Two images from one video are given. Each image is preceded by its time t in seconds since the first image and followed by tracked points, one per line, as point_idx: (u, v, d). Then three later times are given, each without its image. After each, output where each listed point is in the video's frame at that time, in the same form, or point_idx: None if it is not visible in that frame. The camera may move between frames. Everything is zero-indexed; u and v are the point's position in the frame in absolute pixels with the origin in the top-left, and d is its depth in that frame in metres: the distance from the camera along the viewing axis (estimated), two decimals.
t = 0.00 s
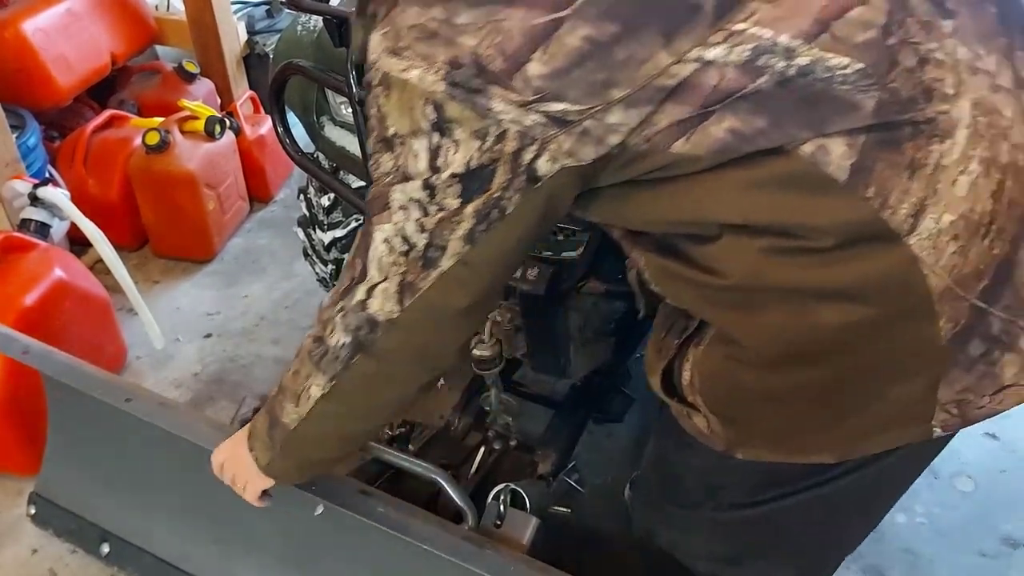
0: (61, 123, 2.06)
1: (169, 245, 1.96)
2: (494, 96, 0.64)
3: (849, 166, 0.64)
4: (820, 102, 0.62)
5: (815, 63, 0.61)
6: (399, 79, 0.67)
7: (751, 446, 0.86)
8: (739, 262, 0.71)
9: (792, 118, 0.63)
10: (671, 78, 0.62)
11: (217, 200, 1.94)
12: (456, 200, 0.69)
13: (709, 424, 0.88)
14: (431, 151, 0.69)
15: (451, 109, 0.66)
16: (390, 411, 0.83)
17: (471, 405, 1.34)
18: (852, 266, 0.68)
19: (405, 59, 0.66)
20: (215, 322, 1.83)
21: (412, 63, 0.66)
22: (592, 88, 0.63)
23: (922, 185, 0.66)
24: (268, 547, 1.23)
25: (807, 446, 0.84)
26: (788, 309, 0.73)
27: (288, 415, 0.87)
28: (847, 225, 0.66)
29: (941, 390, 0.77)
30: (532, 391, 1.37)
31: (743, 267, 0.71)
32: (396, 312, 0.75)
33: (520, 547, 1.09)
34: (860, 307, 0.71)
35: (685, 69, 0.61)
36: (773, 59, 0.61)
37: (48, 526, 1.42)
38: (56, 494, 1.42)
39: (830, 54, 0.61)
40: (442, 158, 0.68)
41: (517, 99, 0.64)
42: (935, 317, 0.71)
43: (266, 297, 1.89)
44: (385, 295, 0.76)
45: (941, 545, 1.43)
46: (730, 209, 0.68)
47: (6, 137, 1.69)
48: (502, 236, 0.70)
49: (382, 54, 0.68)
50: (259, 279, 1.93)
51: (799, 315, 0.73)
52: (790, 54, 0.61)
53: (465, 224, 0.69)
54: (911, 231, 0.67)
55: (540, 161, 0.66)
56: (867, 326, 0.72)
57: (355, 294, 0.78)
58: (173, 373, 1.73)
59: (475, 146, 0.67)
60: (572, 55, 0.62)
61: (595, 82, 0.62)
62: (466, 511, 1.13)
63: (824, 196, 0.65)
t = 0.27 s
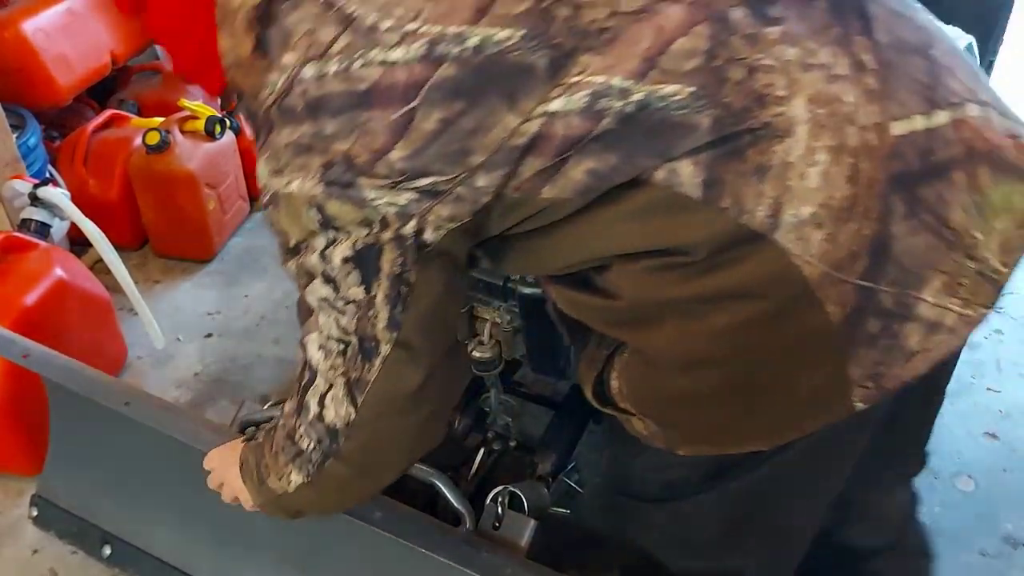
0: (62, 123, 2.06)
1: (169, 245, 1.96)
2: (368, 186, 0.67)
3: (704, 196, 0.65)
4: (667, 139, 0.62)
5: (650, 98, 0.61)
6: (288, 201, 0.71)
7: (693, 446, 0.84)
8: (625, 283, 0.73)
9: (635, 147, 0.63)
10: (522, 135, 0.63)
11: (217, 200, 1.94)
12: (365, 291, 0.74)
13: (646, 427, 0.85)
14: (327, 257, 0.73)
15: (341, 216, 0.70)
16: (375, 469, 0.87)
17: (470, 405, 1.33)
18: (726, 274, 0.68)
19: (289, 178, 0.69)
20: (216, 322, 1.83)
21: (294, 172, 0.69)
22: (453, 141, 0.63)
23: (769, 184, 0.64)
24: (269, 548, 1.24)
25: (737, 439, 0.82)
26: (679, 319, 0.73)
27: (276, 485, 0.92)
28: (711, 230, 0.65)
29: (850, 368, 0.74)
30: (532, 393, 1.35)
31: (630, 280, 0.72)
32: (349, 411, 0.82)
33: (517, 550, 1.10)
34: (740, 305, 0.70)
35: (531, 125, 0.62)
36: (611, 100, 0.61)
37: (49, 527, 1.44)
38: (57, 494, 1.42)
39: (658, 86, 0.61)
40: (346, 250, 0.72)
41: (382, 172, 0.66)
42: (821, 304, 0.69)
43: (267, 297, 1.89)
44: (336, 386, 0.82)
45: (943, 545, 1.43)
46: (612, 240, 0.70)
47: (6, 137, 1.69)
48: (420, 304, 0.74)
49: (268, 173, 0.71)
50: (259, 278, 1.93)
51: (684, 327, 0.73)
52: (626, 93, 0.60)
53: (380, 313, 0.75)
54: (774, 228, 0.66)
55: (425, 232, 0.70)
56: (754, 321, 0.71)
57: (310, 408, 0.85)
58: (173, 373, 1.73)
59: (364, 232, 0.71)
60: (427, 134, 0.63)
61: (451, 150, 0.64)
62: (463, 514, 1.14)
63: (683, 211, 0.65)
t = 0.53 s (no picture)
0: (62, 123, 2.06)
1: (168, 245, 1.96)
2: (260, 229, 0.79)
3: (565, 202, 0.72)
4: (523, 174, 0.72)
5: (357, 101, 0.74)
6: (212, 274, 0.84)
7: (615, 422, 0.85)
8: (523, 279, 0.78)
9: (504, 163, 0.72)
10: (397, 171, 0.73)
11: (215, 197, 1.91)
12: (280, 319, 0.86)
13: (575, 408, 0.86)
14: (246, 306, 0.86)
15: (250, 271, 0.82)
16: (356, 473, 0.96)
17: (469, 407, 1.35)
18: (599, 257, 0.73)
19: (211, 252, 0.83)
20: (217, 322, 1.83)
21: (217, 242, 0.82)
22: (330, 176, 0.75)
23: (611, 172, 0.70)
24: (268, 549, 1.24)
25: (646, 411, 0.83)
26: (564, 304, 0.77)
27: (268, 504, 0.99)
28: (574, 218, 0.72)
29: (736, 331, 0.76)
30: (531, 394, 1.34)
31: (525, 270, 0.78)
32: (307, 433, 0.92)
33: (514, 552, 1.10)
34: (623, 280, 0.74)
35: (404, 160, 0.73)
36: (471, 129, 0.71)
37: (50, 529, 1.44)
38: (59, 495, 1.42)
39: (507, 105, 0.70)
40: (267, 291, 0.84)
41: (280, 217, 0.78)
42: (686, 273, 0.73)
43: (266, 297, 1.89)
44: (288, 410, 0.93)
45: (943, 545, 1.43)
46: (495, 253, 0.78)
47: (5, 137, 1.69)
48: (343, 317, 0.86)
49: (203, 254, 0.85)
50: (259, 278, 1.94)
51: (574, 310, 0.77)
52: (482, 120, 0.70)
53: (311, 323, 0.85)
54: (629, 211, 0.71)
55: (332, 261, 0.80)
56: (636, 296, 0.74)
57: (272, 437, 0.95)
58: (173, 373, 1.73)
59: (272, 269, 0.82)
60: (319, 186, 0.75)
61: (350, 184, 0.74)
62: (462, 517, 1.14)
63: (533, 203, 0.73)
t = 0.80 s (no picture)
0: (61, 123, 2.06)
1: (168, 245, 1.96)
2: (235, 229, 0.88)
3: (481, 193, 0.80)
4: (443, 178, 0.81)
5: (295, 123, 0.84)
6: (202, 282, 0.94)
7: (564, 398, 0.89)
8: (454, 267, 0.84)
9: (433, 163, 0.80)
10: (332, 180, 0.81)
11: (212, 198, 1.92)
12: (253, 296, 0.92)
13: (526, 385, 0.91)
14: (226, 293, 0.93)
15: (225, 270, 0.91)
16: (329, 451, 0.99)
17: (468, 407, 1.36)
18: (516, 240, 0.81)
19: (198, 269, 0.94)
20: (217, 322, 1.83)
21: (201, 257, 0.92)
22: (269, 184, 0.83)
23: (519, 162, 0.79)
24: (268, 548, 1.24)
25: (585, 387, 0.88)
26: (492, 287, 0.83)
27: (259, 483, 1.02)
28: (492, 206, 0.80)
29: (651, 302, 0.82)
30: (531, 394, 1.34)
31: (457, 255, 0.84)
32: (291, 382, 0.94)
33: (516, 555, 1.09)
34: (540, 258, 0.80)
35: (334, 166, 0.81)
36: (394, 137, 0.79)
37: (50, 528, 1.44)
38: (59, 496, 1.42)
39: (423, 111, 0.79)
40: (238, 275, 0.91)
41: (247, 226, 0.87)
42: (592, 249, 0.79)
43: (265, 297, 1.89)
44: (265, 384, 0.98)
45: (942, 544, 1.43)
46: (434, 238, 0.84)
47: (5, 137, 1.69)
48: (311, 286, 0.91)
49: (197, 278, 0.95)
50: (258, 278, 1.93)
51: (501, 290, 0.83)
52: (404, 127, 0.79)
53: (285, 286, 0.91)
54: (534, 194, 0.79)
55: (298, 245, 0.88)
56: (554, 269, 0.80)
57: (258, 396, 0.99)
58: (173, 372, 1.73)
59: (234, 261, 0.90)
60: (266, 196, 0.83)
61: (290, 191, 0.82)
62: (461, 519, 1.14)
63: (454, 195, 0.81)
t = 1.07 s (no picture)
0: (61, 122, 2.06)
1: (168, 245, 1.96)
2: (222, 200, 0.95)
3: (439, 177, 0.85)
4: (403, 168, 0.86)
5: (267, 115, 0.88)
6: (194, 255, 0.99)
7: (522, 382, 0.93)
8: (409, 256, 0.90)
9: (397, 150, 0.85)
10: (298, 168, 0.87)
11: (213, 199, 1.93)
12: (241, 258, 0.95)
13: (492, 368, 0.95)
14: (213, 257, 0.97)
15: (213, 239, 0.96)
16: (319, 418, 0.97)
17: (469, 407, 1.36)
18: (463, 229, 0.86)
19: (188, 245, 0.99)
20: (217, 322, 1.83)
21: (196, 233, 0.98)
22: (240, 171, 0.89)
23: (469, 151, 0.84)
24: (267, 548, 1.24)
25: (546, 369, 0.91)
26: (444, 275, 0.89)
27: (255, 457, 1.02)
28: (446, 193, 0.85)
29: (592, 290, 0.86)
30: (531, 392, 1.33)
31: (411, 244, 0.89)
32: (275, 313, 0.95)
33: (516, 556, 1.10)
34: (483, 245, 0.86)
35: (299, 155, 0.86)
36: (356, 129, 0.84)
37: (52, 530, 1.44)
38: (59, 496, 1.42)
39: (383, 105, 0.84)
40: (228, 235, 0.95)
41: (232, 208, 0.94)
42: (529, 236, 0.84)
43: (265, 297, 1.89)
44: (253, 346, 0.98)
45: (941, 545, 1.43)
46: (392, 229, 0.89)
47: (6, 137, 1.69)
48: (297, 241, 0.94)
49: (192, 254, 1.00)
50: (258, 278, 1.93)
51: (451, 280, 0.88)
52: (365, 119, 0.84)
53: (267, 237, 0.94)
54: (478, 183, 0.84)
55: (277, 213, 0.94)
56: (496, 253, 0.85)
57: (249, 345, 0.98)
58: (173, 372, 1.73)
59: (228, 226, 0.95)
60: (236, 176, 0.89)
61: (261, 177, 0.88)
62: (462, 519, 1.14)
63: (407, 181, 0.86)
